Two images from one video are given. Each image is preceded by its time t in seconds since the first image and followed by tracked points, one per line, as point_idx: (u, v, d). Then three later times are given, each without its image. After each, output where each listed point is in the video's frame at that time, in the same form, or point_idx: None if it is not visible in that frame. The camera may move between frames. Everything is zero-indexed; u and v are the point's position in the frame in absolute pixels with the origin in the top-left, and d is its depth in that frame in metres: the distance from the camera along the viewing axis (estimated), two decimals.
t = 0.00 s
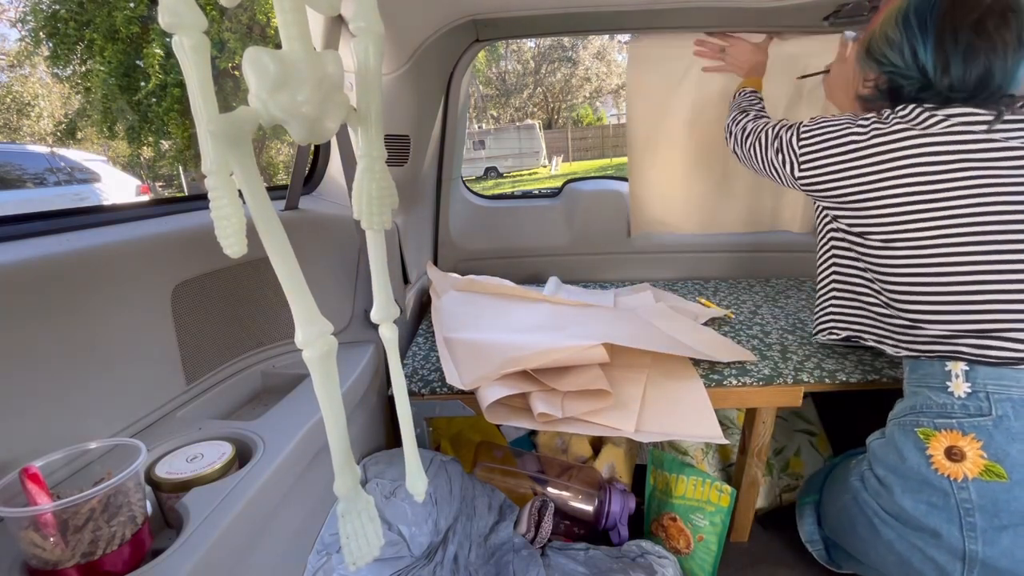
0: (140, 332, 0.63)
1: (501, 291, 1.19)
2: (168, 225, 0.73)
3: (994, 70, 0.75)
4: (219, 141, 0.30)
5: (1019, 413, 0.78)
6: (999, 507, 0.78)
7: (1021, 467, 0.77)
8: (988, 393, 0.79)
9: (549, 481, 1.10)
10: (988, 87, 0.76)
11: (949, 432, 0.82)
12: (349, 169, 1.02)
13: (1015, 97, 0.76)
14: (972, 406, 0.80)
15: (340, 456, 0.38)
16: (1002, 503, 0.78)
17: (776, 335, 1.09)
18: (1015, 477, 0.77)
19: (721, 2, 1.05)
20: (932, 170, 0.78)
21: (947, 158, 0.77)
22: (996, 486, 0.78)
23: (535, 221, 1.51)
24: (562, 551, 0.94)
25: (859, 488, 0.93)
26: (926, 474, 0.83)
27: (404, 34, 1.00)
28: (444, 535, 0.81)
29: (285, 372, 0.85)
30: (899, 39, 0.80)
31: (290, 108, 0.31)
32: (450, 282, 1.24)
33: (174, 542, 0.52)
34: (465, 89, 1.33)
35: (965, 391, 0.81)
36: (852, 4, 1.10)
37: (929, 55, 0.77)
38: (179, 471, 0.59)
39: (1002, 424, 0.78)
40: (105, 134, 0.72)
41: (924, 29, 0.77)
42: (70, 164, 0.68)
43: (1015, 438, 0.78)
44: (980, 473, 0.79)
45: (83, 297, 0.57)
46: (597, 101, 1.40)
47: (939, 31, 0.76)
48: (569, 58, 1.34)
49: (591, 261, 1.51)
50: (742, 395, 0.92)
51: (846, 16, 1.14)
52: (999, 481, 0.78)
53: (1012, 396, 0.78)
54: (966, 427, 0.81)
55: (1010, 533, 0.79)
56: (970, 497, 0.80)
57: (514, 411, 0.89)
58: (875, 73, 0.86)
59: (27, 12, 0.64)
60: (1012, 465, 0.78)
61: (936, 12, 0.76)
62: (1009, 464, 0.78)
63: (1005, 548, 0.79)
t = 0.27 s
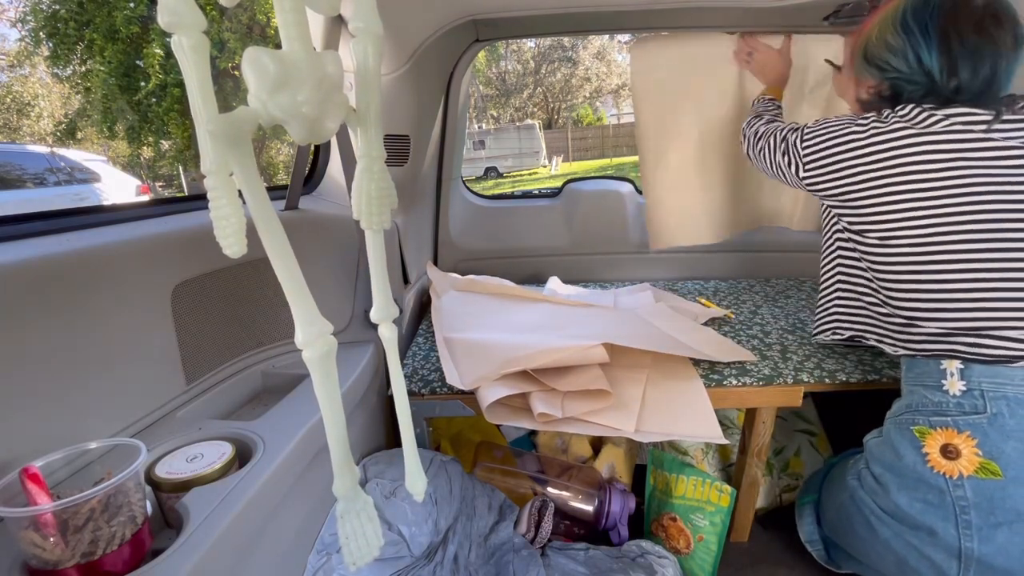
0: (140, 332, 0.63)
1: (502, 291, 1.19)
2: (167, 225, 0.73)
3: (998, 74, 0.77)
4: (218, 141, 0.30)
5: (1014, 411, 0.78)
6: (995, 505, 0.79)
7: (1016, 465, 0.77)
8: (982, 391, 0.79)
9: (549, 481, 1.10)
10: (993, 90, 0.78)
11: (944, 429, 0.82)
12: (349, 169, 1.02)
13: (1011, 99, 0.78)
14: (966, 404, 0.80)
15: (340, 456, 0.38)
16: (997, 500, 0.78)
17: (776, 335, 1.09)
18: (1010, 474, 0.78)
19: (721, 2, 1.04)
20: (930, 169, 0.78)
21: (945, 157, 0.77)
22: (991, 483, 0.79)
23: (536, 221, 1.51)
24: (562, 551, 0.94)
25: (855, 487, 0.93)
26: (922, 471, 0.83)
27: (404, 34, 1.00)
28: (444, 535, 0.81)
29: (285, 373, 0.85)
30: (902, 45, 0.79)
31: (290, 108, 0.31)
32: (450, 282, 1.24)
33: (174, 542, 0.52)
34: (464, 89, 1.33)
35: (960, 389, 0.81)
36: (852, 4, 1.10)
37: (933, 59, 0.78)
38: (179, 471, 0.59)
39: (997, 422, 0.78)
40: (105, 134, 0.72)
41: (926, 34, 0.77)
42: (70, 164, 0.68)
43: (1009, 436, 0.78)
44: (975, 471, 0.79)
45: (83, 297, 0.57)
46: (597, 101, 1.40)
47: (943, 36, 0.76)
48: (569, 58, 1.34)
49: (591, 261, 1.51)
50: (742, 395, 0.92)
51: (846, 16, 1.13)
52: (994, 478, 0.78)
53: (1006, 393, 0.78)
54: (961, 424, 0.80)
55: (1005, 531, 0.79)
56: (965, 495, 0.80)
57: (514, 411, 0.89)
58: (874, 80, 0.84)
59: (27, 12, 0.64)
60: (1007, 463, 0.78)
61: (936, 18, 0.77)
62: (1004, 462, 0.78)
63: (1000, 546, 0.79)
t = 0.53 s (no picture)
0: (139, 332, 0.63)
1: (502, 291, 1.19)
2: (167, 225, 0.73)
3: (974, 83, 0.76)
4: (218, 141, 0.30)
5: None
6: (1008, 503, 0.79)
7: None
8: (994, 389, 0.80)
9: (549, 481, 1.10)
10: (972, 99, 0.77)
11: (957, 427, 0.82)
12: (349, 170, 1.02)
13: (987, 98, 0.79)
14: (978, 402, 0.81)
15: (340, 456, 0.37)
16: (1011, 498, 0.78)
17: (775, 335, 1.09)
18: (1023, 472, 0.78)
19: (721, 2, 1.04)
20: (928, 172, 0.77)
21: (944, 159, 0.77)
22: (1005, 481, 0.79)
23: (535, 221, 1.51)
24: (562, 551, 0.94)
25: (866, 486, 0.93)
26: (935, 470, 0.83)
27: (404, 34, 1.00)
28: (444, 535, 0.81)
29: (285, 373, 0.85)
30: (879, 85, 0.77)
31: (289, 108, 0.31)
32: (449, 282, 1.24)
33: (174, 542, 0.52)
34: (465, 89, 1.33)
35: (972, 387, 0.81)
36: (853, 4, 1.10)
37: (915, 96, 0.77)
38: (179, 471, 0.59)
39: (1010, 420, 0.79)
40: (105, 134, 0.72)
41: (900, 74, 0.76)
42: (70, 163, 0.68)
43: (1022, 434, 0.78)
44: (988, 468, 0.80)
45: (83, 297, 0.57)
46: (597, 101, 1.40)
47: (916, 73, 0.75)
48: (569, 58, 1.34)
49: (591, 261, 1.52)
50: (742, 395, 0.92)
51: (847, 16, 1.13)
52: (1007, 476, 0.78)
53: (1018, 392, 0.79)
54: (973, 422, 0.81)
55: (1018, 529, 0.79)
56: (978, 493, 0.80)
57: (515, 411, 0.89)
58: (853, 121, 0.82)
59: (27, 12, 0.64)
60: (1019, 460, 0.78)
61: (905, 59, 0.75)
62: (1017, 459, 0.78)
63: (1014, 544, 0.79)
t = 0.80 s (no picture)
0: (140, 332, 0.63)
1: (502, 291, 1.19)
2: (167, 225, 0.73)
3: (979, 69, 0.76)
4: (218, 141, 0.30)
5: None
6: (1011, 493, 0.78)
7: None
8: (1000, 379, 0.80)
9: (549, 481, 1.10)
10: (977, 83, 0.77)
11: (961, 418, 0.82)
12: (349, 170, 1.02)
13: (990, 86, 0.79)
14: (984, 393, 0.80)
15: (339, 457, 0.38)
16: (1014, 490, 0.78)
17: (775, 336, 1.09)
18: None
19: (721, 2, 1.04)
20: (938, 166, 0.78)
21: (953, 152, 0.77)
22: (1009, 471, 0.78)
23: (536, 221, 1.51)
24: (562, 551, 0.94)
25: (868, 479, 0.93)
26: (937, 459, 0.83)
27: (404, 34, 1.00)
28: (444, 535, 0.81)
29: (285, 373, 0.85)
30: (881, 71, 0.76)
31: (289, 108, 0.31)
32: (449, 282, 1.24)
33: (174, 541, 0.52)
34: (465, 89, 1.33)
35: (978, 379, 0.81)
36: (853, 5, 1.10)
37: (919, 78, 0.76)
38: (179, 471, 0.59)
39: (1015, 411, 0.78)
40: (105, 134, 0.72)
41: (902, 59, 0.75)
42: (70, 163, 0.68)
43: None
44: (992, 459, 0.79)
45: (84, 298, 0.57)
46: (597, 101, 1.40)
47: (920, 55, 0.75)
48: (569, 58, 1.35)
49: (591, 261, 1.52)
50: (742, 395, 0.92)
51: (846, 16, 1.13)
52: (1011, 466, 0.78)
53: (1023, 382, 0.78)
54: (978, 412, 0.81)
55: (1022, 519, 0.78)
56: (981, 482, 0.80)
57: (515, 411, 0.89)
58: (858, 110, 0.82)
59: (27, 12, 0.64)
60: None
61: (907, 42, 0.75)
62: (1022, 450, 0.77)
63: (1017, 535, 0.78)
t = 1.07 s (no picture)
0: (140, 333, 0.63)
1: (502, 291, 1.19)
2: (167, 225, 0.73)
3: (990, 50, 0.76)
4: (218, 141, 0.30)
5: None
6: (1002, 509, 0.79)
7: None
8: (996, 394, 0.80)
9: (549, 481, 1.10)
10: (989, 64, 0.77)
11: (955, 432, 0.82)
12: (349, 169, 1.01)
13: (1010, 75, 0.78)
14: (978, 408, 0.81)
15: (339, 456, 0.38)
16: (1005, 505, 0.79)
17: (775, 336, 1.09)
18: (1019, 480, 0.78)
19: (721, 2, 1.04)
20: (935, 171, 0.78)
21: (950, 157, 0.77)
22: (1001, 487, 0.79)
23: (536, 221, 1.51)
24: (562, 551, 0.94)
25: (862, 487, 0.93)
26: (930, 474, 0.83)
27: (404, 34, 1.00)
28: (444, 535, 0.81)
29: (285, 373, 0.85)
30: (883, 42, 0.79)
31: (289, 108, 0.31)
32: (449, 283, 1.24)
33: (173, 542, 0.52)
34: (464, 89, 1.33)
35: (973, 392, 0.81)
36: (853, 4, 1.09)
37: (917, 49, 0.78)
38: (179, 471, 0.59)
39: (1009, 426, 0.78)
40: (105, 134, 0.72)
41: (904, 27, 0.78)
42: (70, 164, 0.68)
43: (1021, 441, 0.78)
44: (985, 475, 0.79)
45: (84, 298, 0.57)
46: (597, 101, 1.40)
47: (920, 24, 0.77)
48: (569, 58, 1.35)
49: (591, 260, 1.52)
50: (742, 395, 0.92)
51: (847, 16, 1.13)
52: (1003, 483, 0.78)
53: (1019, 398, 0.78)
54: (972, 428, 0.81)
55: (1013, 535, 0.79)
56: (973, 498, 0.80)
57: (515, 411, 0.89)
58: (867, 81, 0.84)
59: (27, 12, 0.64)
60: (1017, 467, 0.78)
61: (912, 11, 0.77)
62: (1014, 466, 0.78)
63: (1006, 549, 0.80)
